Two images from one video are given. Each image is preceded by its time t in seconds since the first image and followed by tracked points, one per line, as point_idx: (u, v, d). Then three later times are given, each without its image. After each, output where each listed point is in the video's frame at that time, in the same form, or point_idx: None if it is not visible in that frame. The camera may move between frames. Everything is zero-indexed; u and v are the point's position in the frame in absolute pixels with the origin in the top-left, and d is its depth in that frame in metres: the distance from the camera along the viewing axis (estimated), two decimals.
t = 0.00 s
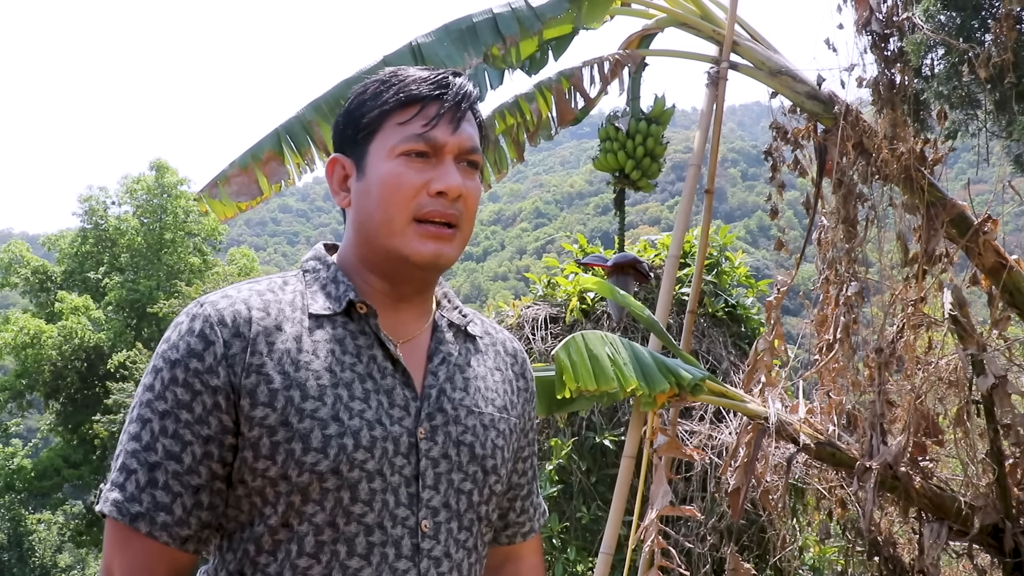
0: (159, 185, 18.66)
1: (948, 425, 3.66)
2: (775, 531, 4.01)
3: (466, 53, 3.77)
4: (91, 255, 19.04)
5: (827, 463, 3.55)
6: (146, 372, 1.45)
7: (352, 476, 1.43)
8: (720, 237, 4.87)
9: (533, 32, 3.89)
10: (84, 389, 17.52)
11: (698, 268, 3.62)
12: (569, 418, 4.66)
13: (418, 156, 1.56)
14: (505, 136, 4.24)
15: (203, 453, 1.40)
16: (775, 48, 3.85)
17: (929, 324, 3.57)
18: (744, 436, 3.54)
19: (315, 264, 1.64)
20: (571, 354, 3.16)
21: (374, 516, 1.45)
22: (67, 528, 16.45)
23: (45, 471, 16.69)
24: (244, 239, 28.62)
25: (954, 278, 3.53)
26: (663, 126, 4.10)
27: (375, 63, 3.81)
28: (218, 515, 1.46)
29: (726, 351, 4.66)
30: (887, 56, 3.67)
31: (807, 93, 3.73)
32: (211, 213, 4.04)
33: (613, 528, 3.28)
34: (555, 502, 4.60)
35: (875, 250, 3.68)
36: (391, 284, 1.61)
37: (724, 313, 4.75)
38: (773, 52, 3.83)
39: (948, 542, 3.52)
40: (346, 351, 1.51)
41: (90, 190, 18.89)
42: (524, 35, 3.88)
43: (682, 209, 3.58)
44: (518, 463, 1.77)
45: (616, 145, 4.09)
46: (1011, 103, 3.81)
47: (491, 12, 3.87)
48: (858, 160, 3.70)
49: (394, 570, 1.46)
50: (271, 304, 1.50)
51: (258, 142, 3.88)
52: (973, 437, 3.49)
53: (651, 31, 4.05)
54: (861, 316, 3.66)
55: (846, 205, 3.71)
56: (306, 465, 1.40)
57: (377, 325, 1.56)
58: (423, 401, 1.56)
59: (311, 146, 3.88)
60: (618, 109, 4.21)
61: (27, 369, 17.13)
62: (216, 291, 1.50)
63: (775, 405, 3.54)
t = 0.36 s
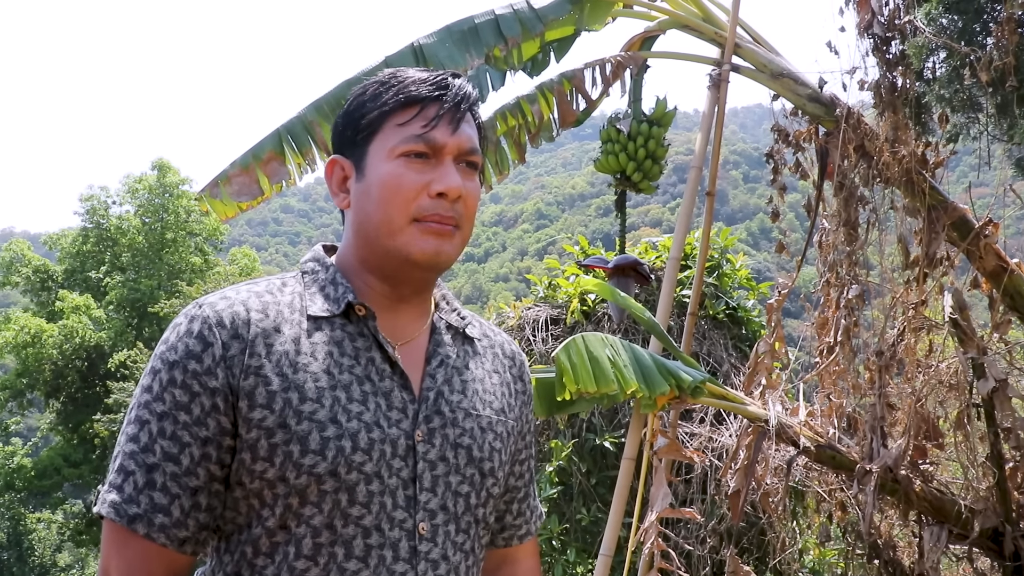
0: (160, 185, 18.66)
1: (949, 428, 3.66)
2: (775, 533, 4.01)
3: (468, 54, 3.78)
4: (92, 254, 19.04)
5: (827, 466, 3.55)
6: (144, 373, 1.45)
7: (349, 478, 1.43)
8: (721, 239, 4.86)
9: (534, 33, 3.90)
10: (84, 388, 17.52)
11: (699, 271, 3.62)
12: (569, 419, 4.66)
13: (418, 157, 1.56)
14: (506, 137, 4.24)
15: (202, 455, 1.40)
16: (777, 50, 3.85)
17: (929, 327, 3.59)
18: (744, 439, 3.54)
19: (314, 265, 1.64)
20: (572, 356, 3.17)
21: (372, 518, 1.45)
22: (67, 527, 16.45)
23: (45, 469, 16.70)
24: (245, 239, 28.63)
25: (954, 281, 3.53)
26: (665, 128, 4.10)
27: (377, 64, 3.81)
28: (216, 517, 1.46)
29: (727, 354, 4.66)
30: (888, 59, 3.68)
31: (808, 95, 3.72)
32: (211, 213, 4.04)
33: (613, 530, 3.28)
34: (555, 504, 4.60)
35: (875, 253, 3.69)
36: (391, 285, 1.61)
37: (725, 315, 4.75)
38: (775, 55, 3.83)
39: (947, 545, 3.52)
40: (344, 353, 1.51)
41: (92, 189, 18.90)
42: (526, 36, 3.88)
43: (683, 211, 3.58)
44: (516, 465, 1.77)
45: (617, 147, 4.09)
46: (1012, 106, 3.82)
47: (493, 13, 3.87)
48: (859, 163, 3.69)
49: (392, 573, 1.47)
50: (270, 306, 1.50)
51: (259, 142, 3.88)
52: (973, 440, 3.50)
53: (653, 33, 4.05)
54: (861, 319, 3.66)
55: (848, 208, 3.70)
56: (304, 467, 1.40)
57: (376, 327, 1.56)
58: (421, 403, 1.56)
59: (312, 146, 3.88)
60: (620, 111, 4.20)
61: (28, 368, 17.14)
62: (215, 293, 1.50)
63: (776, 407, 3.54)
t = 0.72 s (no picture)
0: (161, 187, 18.67)
1: (950, 429, 3.66)
2: (776, 535, 4.02)
3: (469, 56, 3.78)
4: (93, 256, 19.07)
5: (827, 467, 3.55)
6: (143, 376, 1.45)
7: (348, 480, 1.43)
8: (722, 240, 4.86)
9: (535, 35, 3.89)
10: (85, 390, 17.52)
11: (699, 272, 3.60)
12: (570, 421, 4.66)
13: (416, 157, 1.57)
14: (507, 139, 4.24)
15: (200, 457, 1.40)
16: (778, 52, 3.85)
17: (931, 329, 3.59)
18: (745, 440, 3.54)
19: (312, 267, 1.64)
20: (573, 358, 3.17)
21: (370, 520, 1.45)
22: (68, 529, 16.46)
23: (46, 471, 16.72)
24: (246, 241, 28.65)
25: (955, 282, 3.55)
26: (666, 129, 4.10)
27: (378, 66, 3.81)
28: (215, 520, 1.46)
29: (727, 355, 4.66)
30: (889, 61, 3.68)
31: (809, 97, 3.72)
32: (212, 215, 4.05)
33: (614, 531, 3.28)
34: (556, 506, 4.60)
35: (876, 255, 3.69)
36: (389, 286, 1.61)
37: (726, 316, 4.75)
38: (776, 56, 3.83)
39: (948, 547, 3.52)
40: (342, 356, 1.51)
41: (92, 191, 18.90)
42: (526, 38, 3.88)
43: (684, 213, 3.58)
44: (514, 467, 1.78)
45: (618, 148, 4.09)
46: (1013, 107, 3.81)
47: (494, 15, 3.87)
48: (860, 165, 3.68)
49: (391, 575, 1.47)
50: (268, 308, 1.50)
51: (260, 144, 3.88)
52: (974, 441, 3.51)
53: (653, 35, 4.05)
54: (862, 321, 3.66)
55: (849, 209, 3.68)
56: (302, 470, 1.40)
57: (374, 328, 1.56)
58: (419, 405, 1.56)
59: (313, 148, 3.89)
60: (620, 112, 4.20)
61: (29, 370, 17.15)
62: (213, 296, 1.50)
63: (777, 409, 3.53)
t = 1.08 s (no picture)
0: (161, 187, 18.68)
1: (950, 430, 3.66)
2: (775, 536, 4.03)
3: (468, 57, 3.77)
4: (93, 257, 19.08)
5: (826, 469, 3.55)
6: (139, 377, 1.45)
7: (344, 482, 1.43)
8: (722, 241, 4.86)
9: (534, 36, 3.89)
10: (85, 391, 17.52)
11: (699, 273, 3.60)
12: (570, 422, 4.66)
13: (413, 158, 1.57)
14: (507, 140, 4.24)
15: (196, 459, 1.40)
16: (778, 53, 3.86)
17: (930, 330, 3.60)
18: (745, 441, 3.55)
19: (309, 269, 1.64)
20: (572, 359, 3.17)
21: (366, 522, 1.45)
22: (68, 530, 16.49)
23: (46, 472, 16.73)
24: (246, 241, 28.65)
25: (954, 284, 3.55)
26: (665, 130, 4.11)
27: (378, 67, 3.81)
28: (211, 521, 1.46)
29: (727, 356, 4.66)
30: (889, 62, 3.68)
31: (809, 98, 3.73)
32: (212, 216, 4.05)
33: (613, 532, 3.27)
34: (555, 507, 4.60)
35: (876, 257, 3.70)
36: (386, 287, 1.61)
37: (726, 318, 4.76)
38: (775, 58, 3.83)
39: (948, 548, 3.52)
40: (338, 357, 1.51)
41: (92, 192, 18.91)
42: (526, 39, 3.88)
43: (683, 215, 3.58)
44: (510, 468, 1.78)
45: (617, 149, 4.09)
46: (1013, 109, 3.81)
47: (494, 16, 3.88)
48: (860, 166, 3.68)
49: None
50: (264, 309, 1.50)
51: (259, 145, 3.88)
52: (973, 443, 3.50)
53: (653, 36, 4.06)
54: (862, 322, 3.66)
55: (848, 210, 3.68)
56: (298, 472, 1.41)
57: (370, 330, 1.56)
58: (415, 407, 1.56)
59: (312, 148, 3.89)
60: (620, 113, 4.20)
61: (29, 370, 17.15)
62: (209, 297, 1.50)
63: (777, 410, 3.53)
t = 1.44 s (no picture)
0: (161, 189, 18.68)
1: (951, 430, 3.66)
2: (776, 536, 4.03)
3: (468, 57, 3.77)
4: (93, 258, 19.08)
5: (828, 468, 3.55)
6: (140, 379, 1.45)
7: (346, 484, 1.43)
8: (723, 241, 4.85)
9: (534, 36, 3.89)
10: (86, 392, 17.52)
11: (700, 272, 3.58)
12: (571, 422, 4.66)
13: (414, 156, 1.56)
14: (507, 140, 4.24)
15: (198, 461, 1.40)
16: (778, 53, 3.85)
17: (931, 329, 3.59)
18: (746, 441, 3.55)
19: (310, 269, 1.64)
20: (573, 359, 3.17)
21: (369, 524, 1.45)
22: (69, 531, 16.49)
23: (47, 474, 16.73)
24: (246, 242, 28.66)
25: (956, 283, 3.54)
26: (665, 131, 4.11)
27: (378, 67, 3.81)
28: (213, 523, 1.46)
29: (728, 356, 4.66)
30: (889, 61, 3.67)
31: (809, 97, 3.72)
32: (212, 216, 4.05)
33: (614, 532, 3.26)
34: (556, 507, 4.60)
35: (876, 256, 3.70)
36: (387, 286, 1.60)
37: (727, 317, 4.75)
38: (775, 57, 3.83)
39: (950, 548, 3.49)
40: (340, 359, 1.50)
41: (92, 194, 18.92)
42: (526, 39, 3.88)
43: (684, 215, 3.57)
44: (512, 468, 1.77)
45: (617, 149, 4.09)
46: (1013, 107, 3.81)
47: (494, 16, 3.87)
48: (860, 165, 3.68)
49: None
50: (266, 311, 1.50)
51: (259, 145, 3.87)
52: (975, 442, 3.50)
53: (653, 36, 4.05)
54: (863, 321, 3.66)
55: (848, 210, 3.67)
56: (301, 474, 1.40)
57: (373, 331, 1.56)
58: (417, 408, 1.56)
59: (312, 149, 3.88)
60: (620, 113, 4.20)
61: (30, 372, 17.16)
62: (211, 298, 1.50)
63: (778, 409, 3.52)
